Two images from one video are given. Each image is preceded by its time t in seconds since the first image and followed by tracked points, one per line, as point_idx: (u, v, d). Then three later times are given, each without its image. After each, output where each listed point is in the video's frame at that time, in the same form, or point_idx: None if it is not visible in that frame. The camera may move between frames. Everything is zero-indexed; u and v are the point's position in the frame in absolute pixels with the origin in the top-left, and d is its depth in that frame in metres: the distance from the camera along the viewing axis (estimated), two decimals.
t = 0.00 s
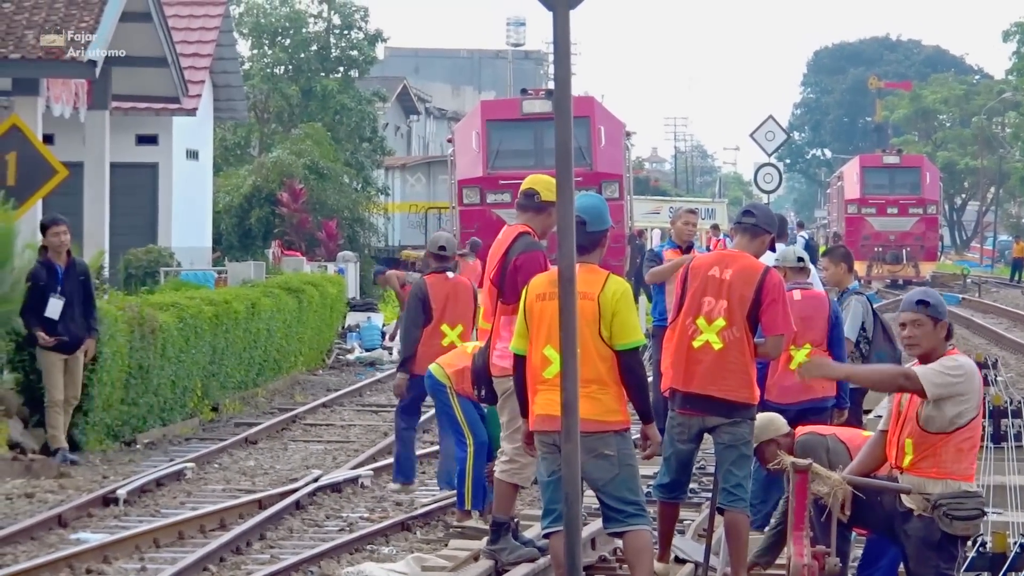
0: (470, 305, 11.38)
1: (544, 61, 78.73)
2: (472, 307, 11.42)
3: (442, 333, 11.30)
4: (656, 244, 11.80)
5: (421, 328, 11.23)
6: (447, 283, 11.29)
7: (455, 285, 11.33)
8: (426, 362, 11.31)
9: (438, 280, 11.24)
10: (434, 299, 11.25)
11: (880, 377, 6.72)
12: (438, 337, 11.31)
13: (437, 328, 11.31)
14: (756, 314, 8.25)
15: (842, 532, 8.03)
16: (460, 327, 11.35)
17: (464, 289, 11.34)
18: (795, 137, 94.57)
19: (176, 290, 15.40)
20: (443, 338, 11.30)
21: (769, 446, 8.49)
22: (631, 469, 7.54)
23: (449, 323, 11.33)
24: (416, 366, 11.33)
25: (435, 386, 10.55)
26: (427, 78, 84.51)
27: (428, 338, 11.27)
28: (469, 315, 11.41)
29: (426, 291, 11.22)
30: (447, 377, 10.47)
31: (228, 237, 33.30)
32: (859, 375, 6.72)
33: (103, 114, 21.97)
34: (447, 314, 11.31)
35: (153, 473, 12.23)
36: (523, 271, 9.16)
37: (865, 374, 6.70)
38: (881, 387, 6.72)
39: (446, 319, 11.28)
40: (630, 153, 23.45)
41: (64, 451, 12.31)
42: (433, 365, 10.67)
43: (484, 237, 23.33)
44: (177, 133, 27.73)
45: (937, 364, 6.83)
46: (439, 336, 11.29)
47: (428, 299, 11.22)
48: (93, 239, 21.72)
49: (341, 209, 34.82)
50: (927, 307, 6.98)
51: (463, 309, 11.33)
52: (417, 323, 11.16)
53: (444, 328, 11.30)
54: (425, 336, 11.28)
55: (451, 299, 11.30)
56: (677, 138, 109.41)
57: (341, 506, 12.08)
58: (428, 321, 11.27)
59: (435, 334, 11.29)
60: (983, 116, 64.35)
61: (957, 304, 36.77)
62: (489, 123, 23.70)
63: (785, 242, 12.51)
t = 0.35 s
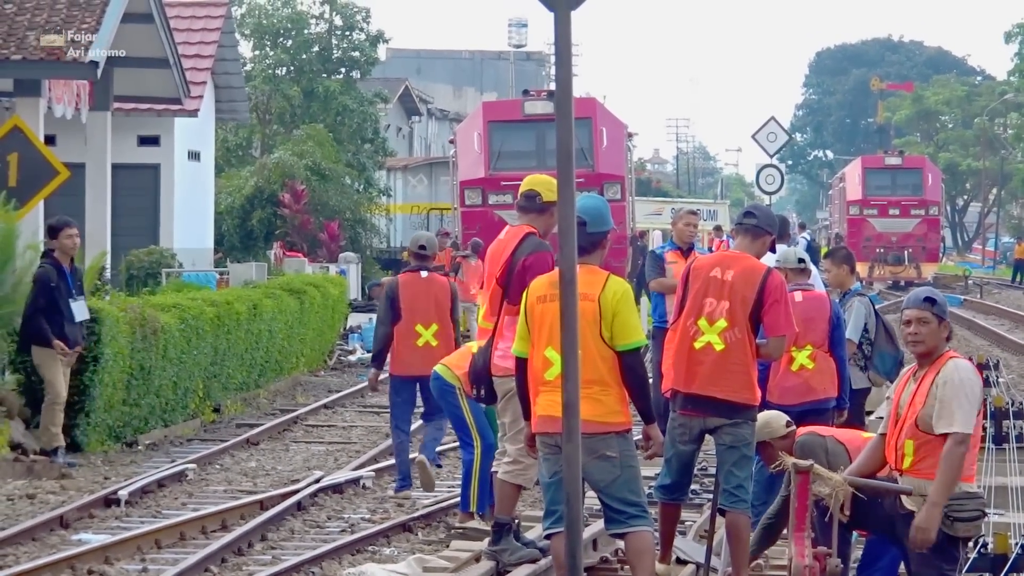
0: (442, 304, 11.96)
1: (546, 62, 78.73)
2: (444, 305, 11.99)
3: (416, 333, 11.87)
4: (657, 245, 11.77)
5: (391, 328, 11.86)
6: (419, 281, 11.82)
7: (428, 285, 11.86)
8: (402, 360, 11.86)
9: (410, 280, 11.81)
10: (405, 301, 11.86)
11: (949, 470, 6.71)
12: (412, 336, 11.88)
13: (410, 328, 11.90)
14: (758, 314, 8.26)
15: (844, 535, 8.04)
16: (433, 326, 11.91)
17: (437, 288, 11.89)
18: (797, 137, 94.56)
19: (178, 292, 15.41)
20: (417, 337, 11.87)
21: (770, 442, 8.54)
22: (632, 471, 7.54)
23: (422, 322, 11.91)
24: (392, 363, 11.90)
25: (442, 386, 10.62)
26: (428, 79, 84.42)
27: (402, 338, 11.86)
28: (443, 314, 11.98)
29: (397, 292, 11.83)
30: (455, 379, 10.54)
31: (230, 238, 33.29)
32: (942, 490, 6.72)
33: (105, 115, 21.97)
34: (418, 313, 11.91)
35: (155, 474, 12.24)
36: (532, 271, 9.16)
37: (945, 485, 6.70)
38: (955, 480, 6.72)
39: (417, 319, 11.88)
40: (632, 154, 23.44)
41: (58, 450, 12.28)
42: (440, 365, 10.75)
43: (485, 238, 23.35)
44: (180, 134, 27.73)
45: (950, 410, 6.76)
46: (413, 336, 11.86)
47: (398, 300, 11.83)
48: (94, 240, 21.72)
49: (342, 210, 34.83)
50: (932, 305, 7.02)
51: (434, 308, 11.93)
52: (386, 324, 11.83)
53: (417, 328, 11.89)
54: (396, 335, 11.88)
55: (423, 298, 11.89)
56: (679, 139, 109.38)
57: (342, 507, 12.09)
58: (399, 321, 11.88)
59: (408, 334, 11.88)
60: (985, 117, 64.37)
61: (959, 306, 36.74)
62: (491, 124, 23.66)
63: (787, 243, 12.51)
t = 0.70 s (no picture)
0: (440, 308, 11.89)
1: (547, 59, 78.77)
2: (442, 310, 11.92)
3: (410, 335, 11.83)
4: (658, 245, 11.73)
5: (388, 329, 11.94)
6: (416, 286, 11.86)
7: (426, 289, 11.87)
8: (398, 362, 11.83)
9: (408, 285, 11.89)
10: (402, 304, 11.92)
11: (978, 469, 6.74)
12: (407, 339, 11.84)
13: (407, 332, 11.87)
14: (760, 312, 8.26)
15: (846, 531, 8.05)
16: (427, 330, 11.84)
17: (434, 292, 11.87)
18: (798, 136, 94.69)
19: (178, 289, 15.40)
20: (411, 341, 11.83)
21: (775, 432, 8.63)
22: (632, 468, 7.55)
23: (418, 326, 11.86)
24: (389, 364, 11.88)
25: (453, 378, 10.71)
26: (429, 76, 84.39)
27: (396, 341, 11.85)
28: (441, 319, 11.90)
29: (395, 296, 11.93)
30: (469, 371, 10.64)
31: (231, 236, 33.27)
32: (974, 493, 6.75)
33: (106, 113, 21.98)
34: (414, 318, 11.89)
35: (157, 471, 12.24)
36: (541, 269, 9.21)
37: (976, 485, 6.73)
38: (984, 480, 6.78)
39: (412, 322, 11.84)
40: (633, 151, 23.44)
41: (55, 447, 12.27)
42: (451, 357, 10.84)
43: (486, 236, 23.38)
44: (181, 132, 27.72)
45: (965, 409, 6.78)
46: (407, 339, 11.83)
47: (395, 304, 11.92)
48: (95, 237, 21.73)
49: (343, 207, 34.85)
50: (933, 302, 7.03)
51: (429, 313, 11.88)
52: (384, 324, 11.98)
53: (413, 331, 11.85)
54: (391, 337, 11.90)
55: (419, 303, 11.88)
56: (680, 136, 109.41)
57: (343, 504, 12.09)
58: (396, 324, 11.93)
59: (403, 337, 11.84)
60: (985, 115, 64.42)
61: (960, 302, 36.78)
62: (492, 121, 23.68)
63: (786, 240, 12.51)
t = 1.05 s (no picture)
0: (451, 298, 12.10)
1: (547, 55, 78.71)
2: (451, 300, 12.14)
3: (421, 325, 11.95)
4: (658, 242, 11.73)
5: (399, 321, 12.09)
6: (426, 276, 12.06)
7: (435, 278, 12.08)
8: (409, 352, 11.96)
9: (419, 275, 12.08)
10: (412, 295, 12.11)
11: (957, 464, 6.71)
12: (417, 328, 11.95)
13: (417, 321, 12.00)
14: (764, 308, 8.25)
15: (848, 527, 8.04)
16: (438, 320, 11.98)
17: (444, 283, 12.08)
18: (800, 131, 94.73)
19: (180, 286, 15.39)
20: (422, 330, 11.94)
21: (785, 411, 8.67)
22: (634, 465, 7.56)
23: (428, 316, 12.00)
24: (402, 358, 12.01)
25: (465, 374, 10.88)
26: (431, 72, 84.35)
27: (407, 331, 11.97)
28: (451, 310, 12.07)
29: (405, 287, 12.15)
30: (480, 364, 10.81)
31: (232, 232, 33.24)
32: (950, 487, 6.75)
33: (107, 110, 21.98)
34: (426, 307, 12.05)
35: (158, 468, 12.24)
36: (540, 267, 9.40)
37: (954, 480, 6.72)
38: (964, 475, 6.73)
39: (423, 311, 11.99)
40: (634, 147, 23.44)
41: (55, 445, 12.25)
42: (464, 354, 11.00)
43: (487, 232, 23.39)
44: (182, 129, 27.71)
45: (952, 404, 6.77)
46: (418, 328, 11.95)
47: (406, 294, 12.12)
48: (96, 234, 21.74)
49: (344, 204, 34.84)
50: (929, 299, 7.04)
51: (439, 302, 12.07)
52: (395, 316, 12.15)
53: (423, 320, 11.98)
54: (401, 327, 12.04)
55: (429, 293, 12.09)
56: (681, 132, 109.41)
57: (345, 501, 12.09)
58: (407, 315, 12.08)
59: (414, 325, 11.97)
60: (986, 110, 64.43)
61: (961, 298, 36.72)
62: (493, 118, 23.68)
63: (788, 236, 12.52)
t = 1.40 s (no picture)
0: (449, 296, 12.15)
1: (548, 53, 78.63)
2: (449, 297, 12.16)
3: (421, 324, 12.04)
4: (659, 240, 11.69)
5: (399, 321, 12.15)
6: (425, 275, 12.06)
7: (433, 276, 12.09)
8: (413, 352, 12.08)
9: (417, 274, 12.06)
10: (411, 292, 12.12)
11: (935, 461, 6.74)
12: (418, 328, 12.04)
13: (416, 321, 12.08)
14: (766, 307, 8.26)
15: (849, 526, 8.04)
16: (438, 318, 12.06)
17: (442, 280, 12.09)
18: (800, 130, 94.70)
19: (180, 284, 15.38)
20: (422, 330, 12.04)
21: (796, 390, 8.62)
22: (634, 463, 7.56)
23: (427, 314, 12.07)
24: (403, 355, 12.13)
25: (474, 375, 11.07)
26: (431, 70, 84.28)
27: (407, 331, 12.06)
28: (450, 307, 12.15)
29: (403, 287, 12.13)
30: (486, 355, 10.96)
31: (233, 231, 33.20)
32: (926, 484, 6.79)
33: (108, 109, 21.97)
34: (424, 305, 12.10)
35: (159, 466, 12.24)
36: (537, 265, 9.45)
37: (931, 477, 6.74)
38: (941, 472, 6.73)
39: (421, 310, 12.04)
40: (634, 146, 23.43)
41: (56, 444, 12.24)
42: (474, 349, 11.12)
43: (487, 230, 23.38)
44: (182, 127, 27.69)
45: (933, 399, 6.77)
46: (418, 328, 12.04)
47: (404, 293, 12.12)
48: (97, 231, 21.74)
49: (345, 202, 34.84)
50: (927, 297, 7.07)
51: (438, 300, 12.12)
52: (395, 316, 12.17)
53: (422, 319, 12.06)
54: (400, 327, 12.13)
55: (427, 291, 12.10)
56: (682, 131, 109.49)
57: (345, 499, 12.09)
58: (406, 314, 12.13)
59: (414, 325, 12.06)
60: (986, 108, 64.40)
61: (961, 297, 36.69)
62: (493, 116, 23.66)
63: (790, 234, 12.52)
